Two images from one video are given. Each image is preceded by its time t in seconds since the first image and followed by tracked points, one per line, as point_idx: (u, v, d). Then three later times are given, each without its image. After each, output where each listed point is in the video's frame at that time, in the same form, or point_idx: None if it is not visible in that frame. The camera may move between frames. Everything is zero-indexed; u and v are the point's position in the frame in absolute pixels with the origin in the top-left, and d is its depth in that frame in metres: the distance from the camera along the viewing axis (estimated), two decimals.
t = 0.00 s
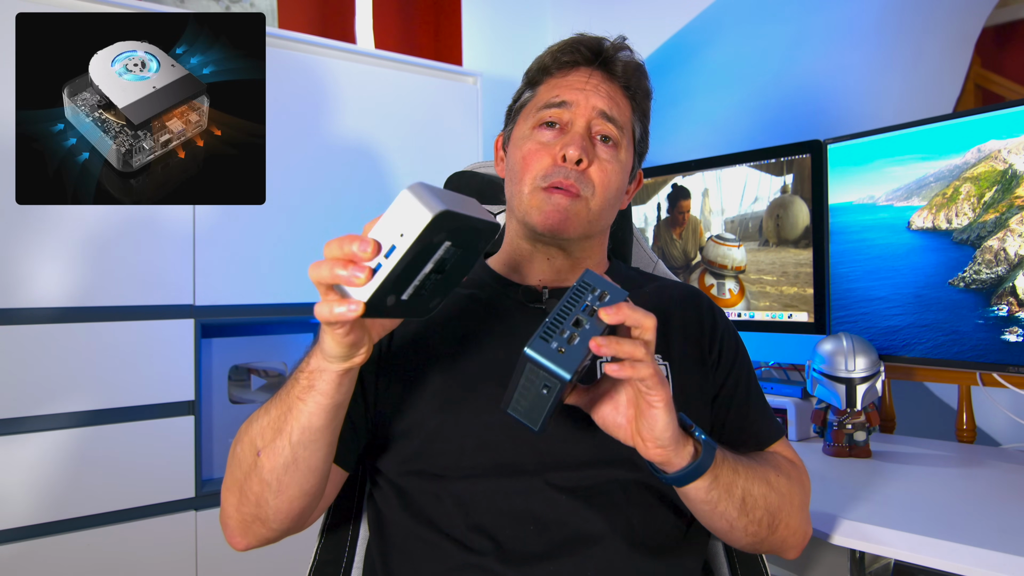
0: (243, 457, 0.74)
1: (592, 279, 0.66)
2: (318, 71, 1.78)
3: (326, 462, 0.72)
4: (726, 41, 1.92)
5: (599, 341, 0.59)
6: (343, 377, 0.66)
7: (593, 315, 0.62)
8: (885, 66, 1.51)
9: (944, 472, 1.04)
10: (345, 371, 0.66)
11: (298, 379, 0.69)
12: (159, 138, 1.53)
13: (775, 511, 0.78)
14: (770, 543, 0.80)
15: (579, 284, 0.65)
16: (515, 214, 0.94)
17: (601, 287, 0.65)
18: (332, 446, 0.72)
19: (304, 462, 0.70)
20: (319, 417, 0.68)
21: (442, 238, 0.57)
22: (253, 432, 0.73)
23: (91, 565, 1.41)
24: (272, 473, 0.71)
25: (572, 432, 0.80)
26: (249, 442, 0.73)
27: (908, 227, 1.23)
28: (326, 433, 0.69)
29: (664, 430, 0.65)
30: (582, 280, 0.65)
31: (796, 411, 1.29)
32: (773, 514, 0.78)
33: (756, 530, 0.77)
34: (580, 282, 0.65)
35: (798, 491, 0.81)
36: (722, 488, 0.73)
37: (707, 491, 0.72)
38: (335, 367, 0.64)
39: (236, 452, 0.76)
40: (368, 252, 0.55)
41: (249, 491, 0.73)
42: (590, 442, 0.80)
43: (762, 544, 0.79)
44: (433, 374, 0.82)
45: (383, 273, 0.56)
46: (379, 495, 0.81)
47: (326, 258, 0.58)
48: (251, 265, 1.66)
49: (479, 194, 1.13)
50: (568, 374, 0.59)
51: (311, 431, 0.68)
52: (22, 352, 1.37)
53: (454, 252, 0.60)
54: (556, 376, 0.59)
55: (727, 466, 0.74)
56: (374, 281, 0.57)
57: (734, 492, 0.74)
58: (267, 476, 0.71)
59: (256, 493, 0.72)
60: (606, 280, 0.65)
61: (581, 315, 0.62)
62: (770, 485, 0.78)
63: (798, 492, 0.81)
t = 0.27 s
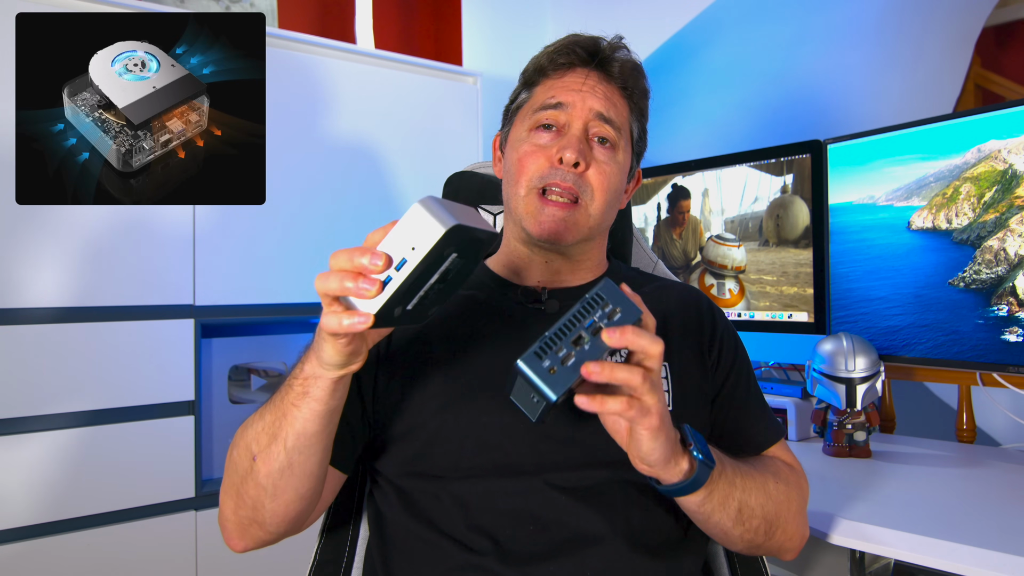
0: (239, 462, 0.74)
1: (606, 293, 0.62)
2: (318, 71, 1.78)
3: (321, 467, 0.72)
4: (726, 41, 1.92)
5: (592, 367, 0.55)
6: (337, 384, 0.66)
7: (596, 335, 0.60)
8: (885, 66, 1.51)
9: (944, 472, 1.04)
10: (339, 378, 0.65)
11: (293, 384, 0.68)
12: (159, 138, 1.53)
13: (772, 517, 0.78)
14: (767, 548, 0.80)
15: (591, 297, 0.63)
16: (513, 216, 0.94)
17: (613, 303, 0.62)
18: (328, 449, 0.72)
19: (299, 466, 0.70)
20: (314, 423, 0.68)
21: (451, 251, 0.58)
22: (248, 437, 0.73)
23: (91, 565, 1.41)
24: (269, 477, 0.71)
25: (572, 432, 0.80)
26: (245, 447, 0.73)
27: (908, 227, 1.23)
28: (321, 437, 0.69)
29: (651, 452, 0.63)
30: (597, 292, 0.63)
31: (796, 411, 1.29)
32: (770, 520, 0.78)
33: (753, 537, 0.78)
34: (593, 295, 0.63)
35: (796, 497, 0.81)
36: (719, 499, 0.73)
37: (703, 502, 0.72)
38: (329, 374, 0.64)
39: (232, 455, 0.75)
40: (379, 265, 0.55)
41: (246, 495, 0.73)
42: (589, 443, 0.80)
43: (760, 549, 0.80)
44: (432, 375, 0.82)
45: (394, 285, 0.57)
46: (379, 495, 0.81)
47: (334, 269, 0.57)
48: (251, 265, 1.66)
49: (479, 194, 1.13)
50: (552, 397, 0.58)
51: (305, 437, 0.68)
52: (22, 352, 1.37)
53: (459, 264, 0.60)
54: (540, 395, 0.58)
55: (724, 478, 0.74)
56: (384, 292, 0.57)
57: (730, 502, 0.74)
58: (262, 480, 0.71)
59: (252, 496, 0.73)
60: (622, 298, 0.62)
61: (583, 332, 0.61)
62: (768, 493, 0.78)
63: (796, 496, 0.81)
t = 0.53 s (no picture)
0: (223, 453, 0.74)
1: (632, 317, 0.59)
2: (317, 71, 1.77)
3: (301, 471, 0.72)
4: (726, 41, 1.92)
5: (599, 397, 0.55)
6: (322, 391, 0.66)
7: (612, 360, 0.58)
8: (885, 66, 1.51)
9: (943, 472, 1.04)
10: (323, 386, 0.65)
11: (279, 385, 0.68)
12: (159, 138, 1.53)
13: (774, 525, 0.78)
14: (767, 552, 0.81)
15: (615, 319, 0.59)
16: (509, 205, 0.95)
17: (637, 329, 0.59)
18: (312, 452, 0.72)
19: (280, 466, 0.70)
20: (297, 426, 0.68)
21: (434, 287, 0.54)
22: (233, 431, 0.73)
23: (91, 565, 1.41)
24: (249, 473, 0.71)
25: (572, 432, 0.80)
26: (230, 440, 0.73)
27: (908, 227, 1.23)
28: (303, 441, 0.69)
29: (651, 470, 0.62)
30: (621, 315, 0.59)
31: (796, 411, 1.29)
32: (771, 528, 0.78)
33: (754, 544, 0.78)
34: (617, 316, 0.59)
35: (799, 505, 0.81)
36: (724, 509, 0.73)
37: (707, 512, 0.72)
38: (312, 381, 0.64)
39: (218, 447, 0.75)
40: (358, 289, 0.55)
41: (227, 487, 0.73)
42: (589, 443, 0.80)
43: (760, 554, 0.80)
44: (433, 375, 0.82)
45: (370, 312, 0.55)
46: (378, 495, 0.82)
47: (321, 280, 0.58)
48: (251, 265, 1.66)
49: (479, 194, 1.13)
50: (559, 418, 0.58)
51: (288, 439, 0.68)
52: (22, 351, 1.37)
53: (444, 299, 0.57)
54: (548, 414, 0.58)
55: (729, 490, 0.74)
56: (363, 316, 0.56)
57: (733, 513, 0.74)
58: (244, 475, 0.71)
59: (233, 490, 0.73)
60: (646, 325, 0.59)
61: (599, 354, 0.59)
62: (772, 504, 0.78)
63: (799, 506, 0.81)
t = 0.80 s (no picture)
0: (227, 444, 0.74)
1: (668, 317, 0.57)
2: (317, 71, 1.77)
3: (307, 449, 0.72)
4: (726, 41, 1.92)
5: (607, 382, 0.56)
6: (326, 362, 0.66)
7: (636, 350, 0.59)
8: (885, 66, 1.51)
9: (943, 472, 1.04)
10: (328, 357, 0.65)
11: (282, 363, 0.69)
12: (159, 138, 1.53)
13: (775, 525, 0.78)
14: (767, 550, 0.81)
15: (653, 313, 0.58)
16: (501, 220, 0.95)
17: (669, 331, 0.57)
18: (316, 433, 0.72)
19: (286, 447, 0.70)
20: (302, 402, 0.68)
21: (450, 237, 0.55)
22: (235, 419, 0.73)
23: (91, 565, 1.41)
24: (254, 457, 0.70)
25: (572, 432, 0.80)
26: (233, 430, 0.73)
27: (908, 227, 1.23)
28: (308, 417, 0.69)
29: (650, 458, 0.63)
30: (660, 312, 0.57)
31: (796, 411, 1.29)
32: (773, 527, 0.78)
33: (753, 541, 0.78)
34: (657, 312, 0.58)
35: (801, 506, 0.81)
36: (726, 507, 0.73)
37: (708, 508, 0.72)
38: (318, 352, 0.64)
39: (221, 439, 0.75)
40: (378, 246, 0.55)
41: (232, 478, 0.73)
42: (589, 443, 0.80)
43: (760, 552, 0.80)
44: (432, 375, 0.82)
45: (391, 267, 0.56)
46: (378, 494, 0.82)
47: (332, 249, 0.57)
48: (251, 265, 1.66)
49: (479, 194, 1.13)
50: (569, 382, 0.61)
51: (293, 416, 0.68)
52: (21, 352, 1.37)
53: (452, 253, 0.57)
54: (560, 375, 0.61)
55: (735, 489, 0.73)
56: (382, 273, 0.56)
57: (737, 510, 0.74)
58: (248, 462, 0.71)
59: (239, 480, 0.72)
60: (683, 331, 0.57)
61: (625, 340, 0.59)
62: (775, 505, 0.78)
63: (801, 508, 0.81)
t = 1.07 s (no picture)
0: (232, 451, 0.73)
1: (668, 319, 0.57)
2: (317, 71, 1.77)
3: (313, 452, 0.72)
4: (726, 41, 1.92)
5: (603, 378, 0.56)
6: (331, 364, 0.66)
7: (634, 349, 0.59)
8: (885, 66, 1.51)
9: (944, 472, 1.04)
10: (334, 358, 0.65)
11: (285, 368, 0.68)
12: (159, 138, 1.53)
13: (779, 526, 0.79)
14: (770, 551, 0.81)
15: (653, 314, 0.57)
16: (507, 215, 0.94)
17: (668, 332, 0.57)
18: (322, 436, 0.72)
19: (293, 452, 0.70)
20: (309, 405, 0.68)
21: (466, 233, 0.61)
22: (239, 425, 0.73)
23: (92, 565, 1.42)
24: (261, 464, 0.70)
25: (572, 433, 0.80)
26: (237, 435, 0.73)
27: (908, 227, 1.23)
28: (315, 419, 0.69)
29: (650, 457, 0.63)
30: (659, 313, 0.57)
31: (796, 411, 1.29)
32: (777, 528, 0.79)
33: (758, 542, 0.78)
34: (656, 313, 0.57)
35: (805, 506, 0.81)
36: (730, 507, 0.73)
37: (713, 508, 0.72)
38: (324, 355, 0.64)
39: (225, 445, 0.75)
40: (405, 251, 0.56)
41: (239, 484, 0.73)
42: (589, 444, 0.80)
43: (763, 552, 0.81)
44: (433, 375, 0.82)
45: (414, 270, 0.59)
46: (379, 495, 0.82)
47: (352, 258, 0.56)
48: (251, 265, 1.66)
49: (479, 194, 1.13)
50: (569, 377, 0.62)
51: (300, 420, 0.68)
52: (21, 351, 1.37)
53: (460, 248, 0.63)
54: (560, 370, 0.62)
55: (740, 490, 0.73)
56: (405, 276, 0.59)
57: (741, 511, 0.74)
58: (255, 468, 0.71)
59: (245, 486, 0.72)
60: (682, 334, 0.56)
61: (624, 340, 0.59)
62: (780, 505, 0.78)
63: (803, 509, 0.81)
